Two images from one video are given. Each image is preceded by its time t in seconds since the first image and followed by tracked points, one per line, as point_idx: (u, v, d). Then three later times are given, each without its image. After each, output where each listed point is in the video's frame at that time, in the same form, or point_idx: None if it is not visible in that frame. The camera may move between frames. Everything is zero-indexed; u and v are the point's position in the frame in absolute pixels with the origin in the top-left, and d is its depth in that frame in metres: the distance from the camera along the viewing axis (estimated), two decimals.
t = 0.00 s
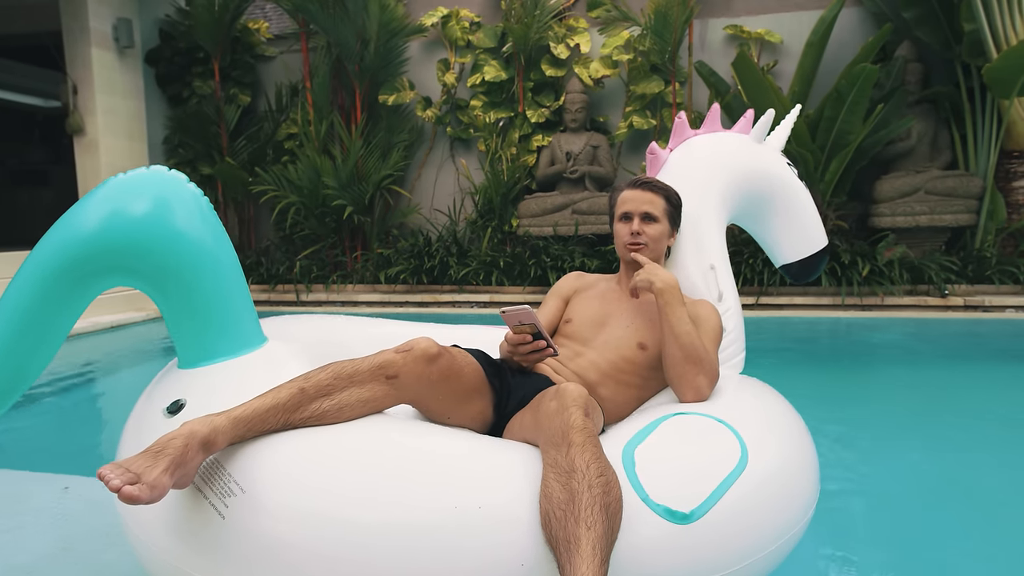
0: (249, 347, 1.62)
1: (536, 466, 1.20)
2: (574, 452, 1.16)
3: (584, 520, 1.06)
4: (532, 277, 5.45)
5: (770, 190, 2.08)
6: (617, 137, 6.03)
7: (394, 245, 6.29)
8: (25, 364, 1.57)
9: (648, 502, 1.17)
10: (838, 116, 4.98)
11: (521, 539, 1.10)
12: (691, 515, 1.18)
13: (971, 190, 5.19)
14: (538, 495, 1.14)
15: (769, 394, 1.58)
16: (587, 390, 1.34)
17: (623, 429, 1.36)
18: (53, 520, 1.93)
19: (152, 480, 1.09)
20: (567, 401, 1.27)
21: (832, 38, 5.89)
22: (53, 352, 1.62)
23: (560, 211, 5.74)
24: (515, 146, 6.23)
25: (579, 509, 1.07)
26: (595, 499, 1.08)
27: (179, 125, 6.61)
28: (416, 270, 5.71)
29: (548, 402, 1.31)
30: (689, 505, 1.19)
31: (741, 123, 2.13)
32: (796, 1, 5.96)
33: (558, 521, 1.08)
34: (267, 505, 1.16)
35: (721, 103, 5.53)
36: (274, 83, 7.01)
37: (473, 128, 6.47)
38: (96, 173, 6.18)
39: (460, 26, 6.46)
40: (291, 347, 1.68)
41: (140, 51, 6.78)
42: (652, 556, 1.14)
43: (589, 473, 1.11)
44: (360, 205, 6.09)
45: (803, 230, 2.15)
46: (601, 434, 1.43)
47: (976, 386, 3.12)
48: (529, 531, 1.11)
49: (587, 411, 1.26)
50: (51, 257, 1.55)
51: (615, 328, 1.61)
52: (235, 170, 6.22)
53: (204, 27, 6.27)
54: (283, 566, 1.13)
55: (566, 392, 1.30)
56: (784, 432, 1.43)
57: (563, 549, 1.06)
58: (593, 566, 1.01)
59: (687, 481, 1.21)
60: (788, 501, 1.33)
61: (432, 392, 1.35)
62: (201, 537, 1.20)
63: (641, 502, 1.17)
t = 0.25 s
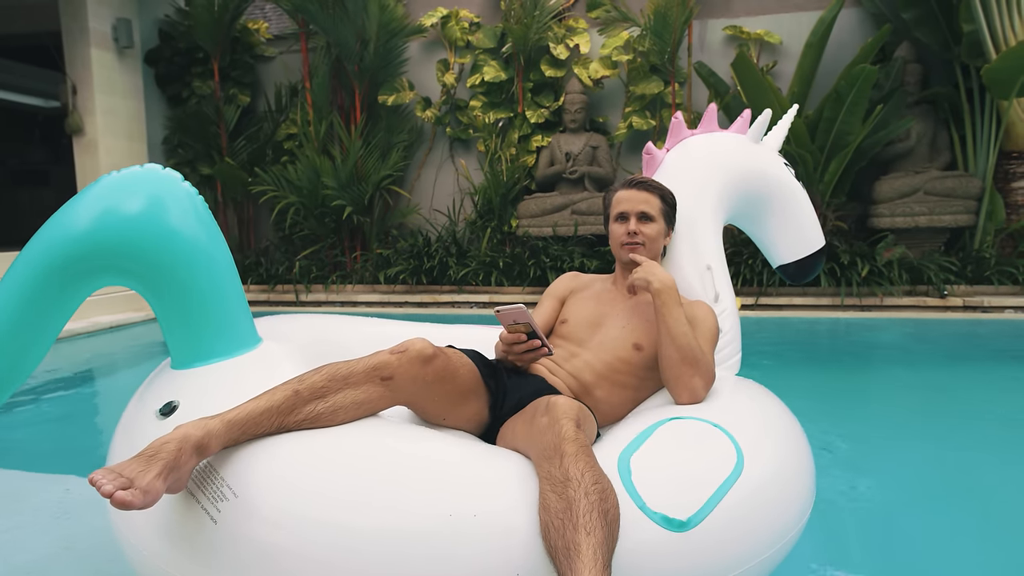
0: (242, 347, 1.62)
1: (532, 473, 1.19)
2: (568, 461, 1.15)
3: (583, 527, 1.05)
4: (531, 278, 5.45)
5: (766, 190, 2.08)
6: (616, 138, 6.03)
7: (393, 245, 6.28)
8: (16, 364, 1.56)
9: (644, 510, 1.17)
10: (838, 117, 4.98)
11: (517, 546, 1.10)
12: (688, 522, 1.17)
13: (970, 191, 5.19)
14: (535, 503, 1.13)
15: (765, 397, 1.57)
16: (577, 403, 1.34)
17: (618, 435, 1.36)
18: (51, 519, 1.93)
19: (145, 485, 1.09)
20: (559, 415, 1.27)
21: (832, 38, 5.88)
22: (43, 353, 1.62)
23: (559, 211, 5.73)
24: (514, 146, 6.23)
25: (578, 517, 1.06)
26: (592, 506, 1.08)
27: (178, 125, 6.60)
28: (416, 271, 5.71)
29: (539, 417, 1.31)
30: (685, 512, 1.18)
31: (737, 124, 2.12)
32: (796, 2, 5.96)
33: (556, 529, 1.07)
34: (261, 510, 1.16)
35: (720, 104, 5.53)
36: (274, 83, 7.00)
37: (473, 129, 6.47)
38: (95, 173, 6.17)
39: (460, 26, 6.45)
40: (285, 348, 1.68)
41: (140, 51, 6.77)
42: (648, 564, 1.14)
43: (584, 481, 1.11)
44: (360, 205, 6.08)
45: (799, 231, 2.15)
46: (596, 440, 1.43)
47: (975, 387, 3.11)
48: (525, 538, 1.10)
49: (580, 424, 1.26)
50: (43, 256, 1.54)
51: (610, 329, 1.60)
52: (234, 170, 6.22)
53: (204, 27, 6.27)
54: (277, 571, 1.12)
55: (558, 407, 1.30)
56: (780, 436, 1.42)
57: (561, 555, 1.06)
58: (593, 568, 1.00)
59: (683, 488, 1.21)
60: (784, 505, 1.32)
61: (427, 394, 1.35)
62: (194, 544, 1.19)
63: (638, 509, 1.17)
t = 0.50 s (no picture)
0: (236, 348, 1.61)
1: (531, 474, 1.19)
2: (572, 463, 1.14)
3: (584, 531, 1.04)
4: (531, 277, 5.44)
5: (764, 188, 2.07)
6: (617, 137, 6.01)
7: (393, 244, 6.27)
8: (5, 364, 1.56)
9: (643, 511, 1.16)
10: (838, 115, 4.96)
11: (516, 550, 1.09)
12: (687, 523, 1.17)
13: (971, 190, 5.18)
14: (534, 506, 1.12)
15: (763, 396, 1.57)
16: (583, 401, 1.32)
17: (616, 435, 1.35)
18: (50, 519, 1.92)
19: (139, 493, 1.08)
20: (563, 412, 1.26)
21: (832, 37, 5.87)
22: (33, 354, 1.61)
23: (560, 211, 5.72)
24: (515, 146, 6.22)
25: (579, 520, 1.05)
26: (595, 509, 1.07)
27: (178, 125, 6.59)
28: (416, 270, 5.69)
29: (544, 414, 1.30)
30: (684, 513, 1.17)
31: (736, 121, 2.11)
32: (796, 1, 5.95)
33: (557, 532, 1.07)
34: (257, 513, 1.15)
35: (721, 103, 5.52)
36: (274, 83, 6.98)
37: (473, 128, 6.46)
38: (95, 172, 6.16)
39: (460, 26, 6.44)
40: (280, 348, 1.67)
41: (140, 51, 6.76)
42: (646, 564, 1.13)
43: (587, 484, 1.10)
44: (360, 204, 6.08)
45: (797, 230, 2.14)
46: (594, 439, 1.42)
47: (975, 386, 3.10)
48: (525, 542, 1.09)
49: (584, 421, 1.25)
50: (32, 256, 1.53)
51: (608, 330, 1.59)
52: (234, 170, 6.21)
53: (204, 27, 6.26)
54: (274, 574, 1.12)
55: (563, 404, 1.28)
56: (777, 435, 1.42)
57: (562, 559, 1.05)
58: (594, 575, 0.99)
59: (682, 488, 1.20)
60: (783, 505, 1.32)
61: (424, 396, 1.34)
62: (189, 549, 1.18)
63: (637, 510, 1.16)
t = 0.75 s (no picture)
0: (231, 349, 1.61)
1: (528, 473, 1.19)
2: (565, 460, 1.14)
3: (576, 530, 1.04)
4: (532, 277, 5.44)
5: (761, 189, 2.07)
6: (617, 137, 6.01)
7: (394, 244, 6.26)
8: None
9: (643, 509, 1.16)
10: (838, 115, 4.96)
11: (511, 549, 1.09)
12: (686, 521, 1.16)
13: (971, 190, 5.18)
14: (530, 505, 1.12)
15: (762, 396, 1.57)
16: (578, 397, 1.33)
17: (614, 434, 1.35)
18: (51, 519, 1.92)
19: (132, 494, 1.08)
20: (557, 409, 1.26)
21: (832, 37, 5.86)
22: (25, 354, 1.61)
23: (560, 210, 5.73)
24: (515, 146, 6.22)
25: (571, 519, 1.05)
26: (587, 507, 1.07)
27: (178, 125, 6.58)
28: (416, 270, 5.69)
29: (539, 410, 1.30)
30: (684, 511, 1.17)
31: (733, 121, 2.11)
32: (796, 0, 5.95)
33: (551, 531, 1.07)
34: (254, 514, 1.15)
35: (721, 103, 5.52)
36: (274, 83, 6.98)
37: (474, 128, 6.45)
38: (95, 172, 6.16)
39: (460, 26, 6.44)
40: (277, 348, 1.67)
41: (140, 51, 6.76)
42: (646, 563, 1.13)
43: (580, 481, 1.10)
44: (360, 204, 6.08)
45: (795, 231, 2.14)
46: (593, 438, 1.42)
47: (975, 386, 3.10)
48: (520, 541, 1.09)
49: (579, 418, 1.26)
50: (24, 256, 1.53)
51: (605, 330, 1.59)
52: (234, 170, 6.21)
53: (204, 27, 6.26)
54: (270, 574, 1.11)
55: (558, 401, 1.29)
56: (776, 435, 1.42)
57: (556, 558, 1.04)
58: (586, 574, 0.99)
59: (681, 487, 1.20)
60: (782, 505, 1.31)
61: (420, 396, 1.34)
62: (185, 549, 1.18)
63: (636, 509, 1.16)
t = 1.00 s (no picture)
0: (224, 350, 1.59)
1: (525, 474, 1.18)
2: (564, 460, 1.13)
3: (577, 532, 1.03)
4: (532, 277, 5.43)
5: (759, 192, 2.06)
6: (618, 137, 6.00)
7: (394, 244, 6.26)
8: None
9: (642, 511, 1.15)
10: (839, 116, 4.95)
11: (510, 551, 1.07)
12: (686, 523, 1.15)
13: (971, 190, 5.16)
14: (528, 506, 1.11)
15: (761, 398, 1.56)
16: (576, 396, 1.32)
17: (613, 435, 1.34)
18: (48, 519, 1.91)
19: (119, 497, 1.07)
20: (556, 408, 1.25)
21: (833, 37, 5.85)
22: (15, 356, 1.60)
23: (560, 211, 5.72)
24: (515, 146, 6.21)
25: (572, 520, 1.04)
26: (588, 508, 1.06)
27: (178, 125, 6.57)
28: (416, 270, 5.68)
29: (536, 409, 1.29)
30: (684, 513, 1.16)
31: (730, 124, 2.11)
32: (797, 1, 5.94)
33: (551, 533, 1.05)
34: (246, 517, 1.14)
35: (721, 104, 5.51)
36: (274, 83, 6.97)
37: (474, 128, 6.44)
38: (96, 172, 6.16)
39: (461, 26, 6.43)
40: (272, 350, 1.66)
41: (141, 51, 6.76)
42: (646, 565, 1.12)
43: (581, 482, 1.09)
44: (360, 204, 6.08)
45: (793, 234, 2.13)
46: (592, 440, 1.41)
47: (975, 387, 3.09)
48: (519, 544, 1.08)
49: (577, 417, 1.25)
50: (15, 257, 1.52)
51: (603, 331, 1.58)
52: (234, 170, 6.20)
53: (204, 27, 6.25)
54: None
55: (556, 399, 1.28)
56: (776, 435, 1.41)
57: (557, 560, 1.03)
58: None
59: (681, 488, 1.19)
60: (782, 506, 1.30)
61: (416, 398, 1.33)
62: (177, 553, 1.17)
63: (635, 510, 1.15)
